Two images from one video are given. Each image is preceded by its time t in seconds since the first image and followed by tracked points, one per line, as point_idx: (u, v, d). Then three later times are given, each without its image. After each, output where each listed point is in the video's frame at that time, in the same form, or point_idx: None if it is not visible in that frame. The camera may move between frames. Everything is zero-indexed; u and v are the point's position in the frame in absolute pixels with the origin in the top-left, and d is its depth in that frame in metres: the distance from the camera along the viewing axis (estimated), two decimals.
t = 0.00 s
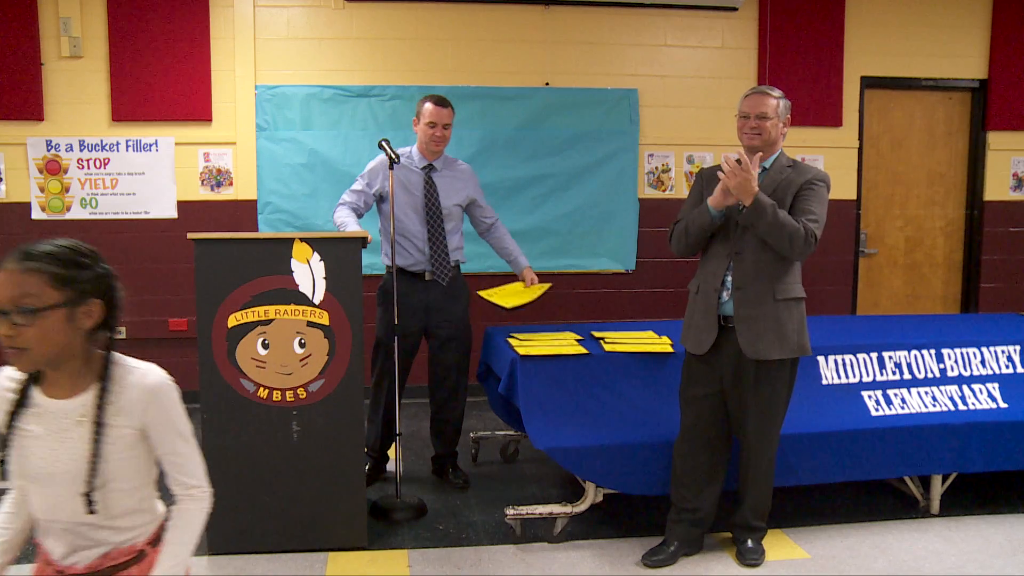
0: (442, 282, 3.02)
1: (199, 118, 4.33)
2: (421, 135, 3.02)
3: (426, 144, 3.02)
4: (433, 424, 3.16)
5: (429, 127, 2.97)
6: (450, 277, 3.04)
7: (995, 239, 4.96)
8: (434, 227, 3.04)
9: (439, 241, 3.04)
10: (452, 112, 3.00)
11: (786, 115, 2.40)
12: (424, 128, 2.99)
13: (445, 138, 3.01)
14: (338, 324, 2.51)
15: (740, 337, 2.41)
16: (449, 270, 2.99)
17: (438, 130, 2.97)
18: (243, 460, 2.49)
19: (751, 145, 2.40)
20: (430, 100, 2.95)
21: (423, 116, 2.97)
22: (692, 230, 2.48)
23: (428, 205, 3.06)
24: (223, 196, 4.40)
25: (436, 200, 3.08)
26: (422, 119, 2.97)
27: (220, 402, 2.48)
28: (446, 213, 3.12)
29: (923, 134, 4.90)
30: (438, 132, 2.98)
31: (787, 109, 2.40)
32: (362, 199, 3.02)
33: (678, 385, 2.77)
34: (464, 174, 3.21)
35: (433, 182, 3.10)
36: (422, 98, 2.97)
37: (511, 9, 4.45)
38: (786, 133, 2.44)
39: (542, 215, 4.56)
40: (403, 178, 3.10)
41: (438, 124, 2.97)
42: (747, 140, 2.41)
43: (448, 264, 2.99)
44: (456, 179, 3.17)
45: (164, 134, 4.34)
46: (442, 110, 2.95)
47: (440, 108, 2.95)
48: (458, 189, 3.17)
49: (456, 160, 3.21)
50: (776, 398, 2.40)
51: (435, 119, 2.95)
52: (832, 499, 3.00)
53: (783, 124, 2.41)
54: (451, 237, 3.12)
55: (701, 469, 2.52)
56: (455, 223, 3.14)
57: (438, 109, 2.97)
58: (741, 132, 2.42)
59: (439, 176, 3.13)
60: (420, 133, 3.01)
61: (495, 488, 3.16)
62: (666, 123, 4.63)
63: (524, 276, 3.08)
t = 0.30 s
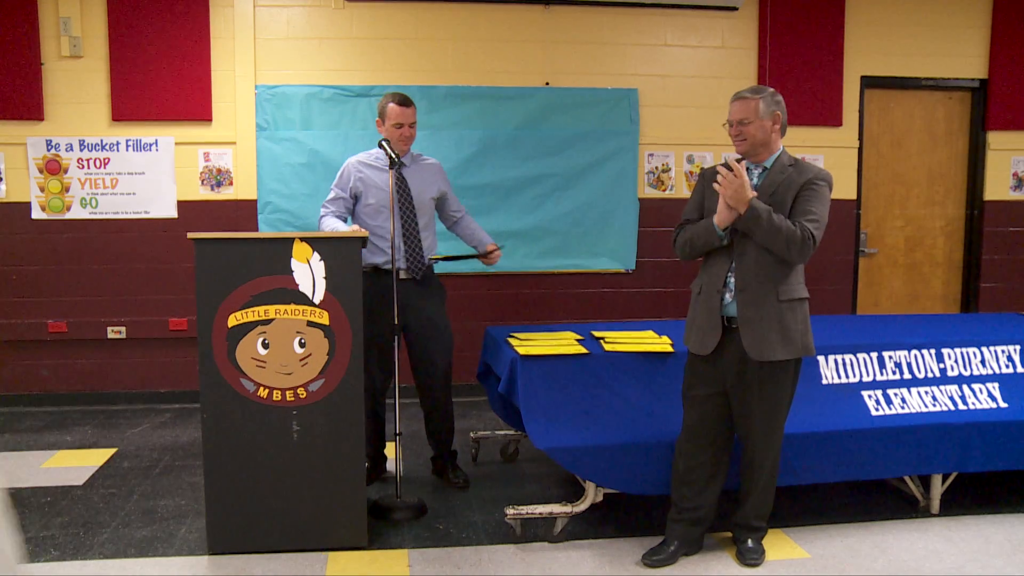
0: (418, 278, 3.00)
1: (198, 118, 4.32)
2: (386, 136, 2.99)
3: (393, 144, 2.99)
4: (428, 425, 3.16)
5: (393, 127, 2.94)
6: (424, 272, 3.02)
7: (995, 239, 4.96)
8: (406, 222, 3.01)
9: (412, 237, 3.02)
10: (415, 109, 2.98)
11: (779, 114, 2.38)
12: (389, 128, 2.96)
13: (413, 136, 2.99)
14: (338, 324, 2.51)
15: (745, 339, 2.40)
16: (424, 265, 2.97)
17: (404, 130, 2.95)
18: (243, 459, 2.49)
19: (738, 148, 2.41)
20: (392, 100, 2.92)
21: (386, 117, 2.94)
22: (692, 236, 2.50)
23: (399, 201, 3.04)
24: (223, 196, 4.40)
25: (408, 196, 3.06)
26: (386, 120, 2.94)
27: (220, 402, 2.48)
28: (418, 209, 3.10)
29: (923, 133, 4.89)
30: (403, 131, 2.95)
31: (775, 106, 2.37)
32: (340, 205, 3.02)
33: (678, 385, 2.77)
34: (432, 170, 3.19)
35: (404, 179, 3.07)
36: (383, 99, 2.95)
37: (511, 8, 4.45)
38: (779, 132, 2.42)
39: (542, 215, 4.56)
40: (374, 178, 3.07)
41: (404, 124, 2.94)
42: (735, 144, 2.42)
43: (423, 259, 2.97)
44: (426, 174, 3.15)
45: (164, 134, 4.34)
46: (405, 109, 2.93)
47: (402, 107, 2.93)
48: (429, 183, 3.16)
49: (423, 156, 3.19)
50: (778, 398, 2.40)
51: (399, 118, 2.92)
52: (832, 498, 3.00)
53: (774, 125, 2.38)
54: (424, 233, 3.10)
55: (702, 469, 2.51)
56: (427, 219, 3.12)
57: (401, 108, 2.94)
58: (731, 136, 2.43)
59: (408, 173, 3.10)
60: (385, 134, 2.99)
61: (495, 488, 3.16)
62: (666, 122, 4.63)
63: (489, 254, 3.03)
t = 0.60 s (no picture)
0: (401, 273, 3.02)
1: (198, 118, 4.32)
2: (364, 134, 2.98)
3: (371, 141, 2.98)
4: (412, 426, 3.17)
5: (372, 125, 2.93)
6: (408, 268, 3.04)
7: (995, 239, 4.96)
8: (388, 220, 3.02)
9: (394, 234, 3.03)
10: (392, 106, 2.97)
11: (767, 116, 2.38)
12: (367, 125, 2.95)
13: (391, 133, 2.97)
14: (339, 324, 2.51)
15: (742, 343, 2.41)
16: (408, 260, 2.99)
17: (383, 127, 2.93)
18: (243, 459, 2.49)
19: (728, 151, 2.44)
20: (369, 98, 2.91)
21: (364, 115, 2.93)
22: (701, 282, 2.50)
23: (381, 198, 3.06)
24: (224, 196, 4.40)
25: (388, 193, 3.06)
26: (364, 118, 2.93)
27: (220, 402, 2.48)
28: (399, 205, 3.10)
29: (922, 133, 4.89)
30: (382, 129, 2.94)
31: (762, 108, 2.37)
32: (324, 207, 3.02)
33: (679, 385, 2.77)
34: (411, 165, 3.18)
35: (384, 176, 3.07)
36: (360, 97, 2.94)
37: (512, 8, 4.45)
38: (772, 133, 2.41)
39: (542, 216, 4.56)
40: (355, 176, 3.07)
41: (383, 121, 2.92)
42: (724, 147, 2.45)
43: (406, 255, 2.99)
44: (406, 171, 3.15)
45: (164, 134, 4.34)
46: (382, 106, 2.91)
47: (379, 105, 2.91)
48: (409, 179, 3.16)
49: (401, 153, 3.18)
50: (780, 398, 2.39)
51: (377, 116, 2.91)
52: (833, 499, 3.00)
53: (760, 125, 2.37)
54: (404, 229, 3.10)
55: (702, 470, 2.51)
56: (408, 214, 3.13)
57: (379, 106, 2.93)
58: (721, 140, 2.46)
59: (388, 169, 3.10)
60: (363, 132, 2.98)
61: (496, 488, 3.16)
62: (666, 122, 4.63)
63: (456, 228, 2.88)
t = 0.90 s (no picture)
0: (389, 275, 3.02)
1: (199, 118, 4.32)
2: (352, 135, 3.00)
3: (358, 142, 3.00)
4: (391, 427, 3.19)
5: (357, 125, 2.95)
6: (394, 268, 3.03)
7: (995, 239, 4.96)
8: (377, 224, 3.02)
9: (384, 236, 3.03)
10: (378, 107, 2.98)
11: (770, 114, 2.38)
12: (353, 127, 2.97)
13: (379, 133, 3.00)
14: (339, 324, 2.51)
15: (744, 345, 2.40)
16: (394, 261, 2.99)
17: (369, 128, 2.95)
18: (243, 459, 2.49)
19: (733, 151, 2.43)
20: (355, 99, 2.94)
21: (350, 116, 2.95)
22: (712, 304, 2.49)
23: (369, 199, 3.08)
24: (224, 196, 4.40)
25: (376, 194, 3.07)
26: (349, 119, 2.95)
27: (220, 402, 2.47)
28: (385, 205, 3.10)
29: (922, 133, 4.89)
30: (367, 130, 2.95)
31: (765, 107, 2.38)
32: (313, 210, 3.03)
33: (679, 385, 2.77)
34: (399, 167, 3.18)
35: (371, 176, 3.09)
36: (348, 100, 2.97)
37: (512, 8, 4.45)
38: (773, 132, 2.41)
39: (542, 215, 4.56)
40: (343, 178, 3.07)
41: (369, 122, 2.95)
42: (726, 145, 2.43)
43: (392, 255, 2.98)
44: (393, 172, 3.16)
45: (164, 134, 4.33)
46: (366, 107, 2.93)
47: (364, 106, 2.93)
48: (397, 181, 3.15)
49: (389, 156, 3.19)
50: (782, 399, 2.39)
51: (364, 117, 2.93)
52: (832, 498, 3.00)
53: (763, 125, 2.38)
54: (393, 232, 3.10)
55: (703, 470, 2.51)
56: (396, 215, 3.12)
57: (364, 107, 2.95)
58: (723, 138, 2.44)
59: (375, 170, 3.12)
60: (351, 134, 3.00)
61: (497, 488, 3.17)
62: (666, 122, 4.63)
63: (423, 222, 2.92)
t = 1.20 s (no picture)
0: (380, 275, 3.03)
1: (199, 118, 4.33)
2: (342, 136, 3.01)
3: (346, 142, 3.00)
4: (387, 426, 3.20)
5: (344, 126, 2.95)
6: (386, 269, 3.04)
7: (996, 238, 4.95)
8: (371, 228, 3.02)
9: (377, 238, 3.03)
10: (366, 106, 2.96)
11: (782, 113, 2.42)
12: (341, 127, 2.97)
13: (366, 133, 2.99)
14: (339, 324, 2.51)
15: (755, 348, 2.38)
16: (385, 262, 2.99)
17: (355, 129, 2.95)
18: (243, 460, 2.49)
19: (754, 149, 2.39)
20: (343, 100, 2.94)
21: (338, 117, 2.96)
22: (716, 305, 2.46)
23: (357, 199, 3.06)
24: (224, 196, 4.40)
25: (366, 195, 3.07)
26: (338, 119, 2.96)
27: (219, 402, 2.47)
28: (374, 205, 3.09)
29: (922, 133, 4.89)
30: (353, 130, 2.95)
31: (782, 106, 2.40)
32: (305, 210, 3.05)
33: (679, 385, 2.77)
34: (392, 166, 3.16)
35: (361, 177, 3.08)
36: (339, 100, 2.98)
37: (511, 8, 4.45)
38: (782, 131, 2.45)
39: (542, 215, 4.56)
40: (334, 178, 3.07)
41: (355, 123, 2.94)
42: (753, 144, 2.38)
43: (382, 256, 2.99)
44: (385, 171, 3.13)
45: (164, 133, 4.33)
46: (353, 107, 2.92)
47: (351, 106, 2.93)
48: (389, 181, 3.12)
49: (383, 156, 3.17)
50: (783, 398, 2.39)
51: (350, 117, 2.93)
52: (832, 498, 3.00)
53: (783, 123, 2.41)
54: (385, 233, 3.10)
55: (704, 470, 2.50)
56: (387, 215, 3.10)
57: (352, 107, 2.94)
58: (746, 137, 2.39)
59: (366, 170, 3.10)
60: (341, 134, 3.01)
61: (497, 488, 3.17)
62: (666, 122, 4.63)
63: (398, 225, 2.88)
